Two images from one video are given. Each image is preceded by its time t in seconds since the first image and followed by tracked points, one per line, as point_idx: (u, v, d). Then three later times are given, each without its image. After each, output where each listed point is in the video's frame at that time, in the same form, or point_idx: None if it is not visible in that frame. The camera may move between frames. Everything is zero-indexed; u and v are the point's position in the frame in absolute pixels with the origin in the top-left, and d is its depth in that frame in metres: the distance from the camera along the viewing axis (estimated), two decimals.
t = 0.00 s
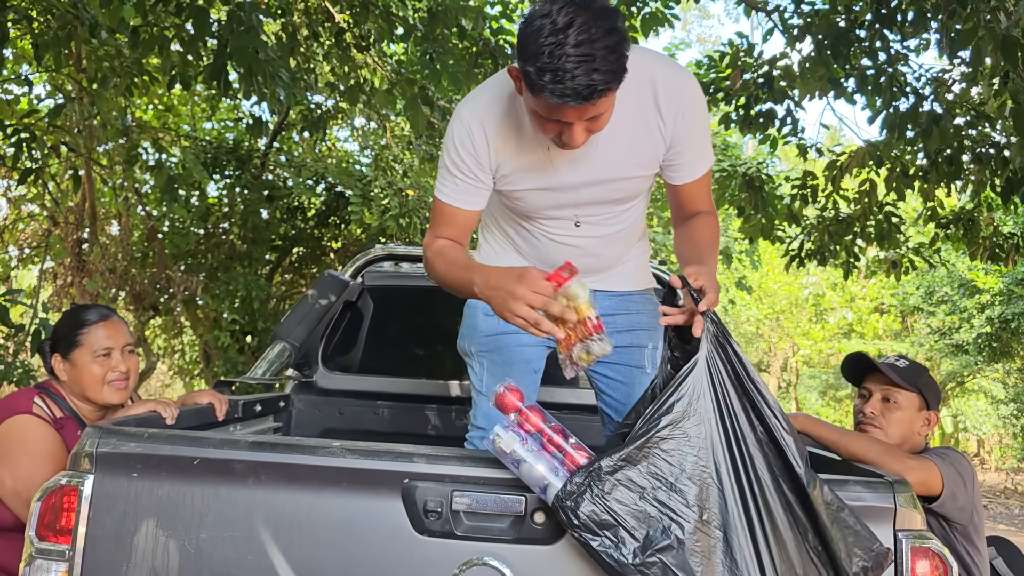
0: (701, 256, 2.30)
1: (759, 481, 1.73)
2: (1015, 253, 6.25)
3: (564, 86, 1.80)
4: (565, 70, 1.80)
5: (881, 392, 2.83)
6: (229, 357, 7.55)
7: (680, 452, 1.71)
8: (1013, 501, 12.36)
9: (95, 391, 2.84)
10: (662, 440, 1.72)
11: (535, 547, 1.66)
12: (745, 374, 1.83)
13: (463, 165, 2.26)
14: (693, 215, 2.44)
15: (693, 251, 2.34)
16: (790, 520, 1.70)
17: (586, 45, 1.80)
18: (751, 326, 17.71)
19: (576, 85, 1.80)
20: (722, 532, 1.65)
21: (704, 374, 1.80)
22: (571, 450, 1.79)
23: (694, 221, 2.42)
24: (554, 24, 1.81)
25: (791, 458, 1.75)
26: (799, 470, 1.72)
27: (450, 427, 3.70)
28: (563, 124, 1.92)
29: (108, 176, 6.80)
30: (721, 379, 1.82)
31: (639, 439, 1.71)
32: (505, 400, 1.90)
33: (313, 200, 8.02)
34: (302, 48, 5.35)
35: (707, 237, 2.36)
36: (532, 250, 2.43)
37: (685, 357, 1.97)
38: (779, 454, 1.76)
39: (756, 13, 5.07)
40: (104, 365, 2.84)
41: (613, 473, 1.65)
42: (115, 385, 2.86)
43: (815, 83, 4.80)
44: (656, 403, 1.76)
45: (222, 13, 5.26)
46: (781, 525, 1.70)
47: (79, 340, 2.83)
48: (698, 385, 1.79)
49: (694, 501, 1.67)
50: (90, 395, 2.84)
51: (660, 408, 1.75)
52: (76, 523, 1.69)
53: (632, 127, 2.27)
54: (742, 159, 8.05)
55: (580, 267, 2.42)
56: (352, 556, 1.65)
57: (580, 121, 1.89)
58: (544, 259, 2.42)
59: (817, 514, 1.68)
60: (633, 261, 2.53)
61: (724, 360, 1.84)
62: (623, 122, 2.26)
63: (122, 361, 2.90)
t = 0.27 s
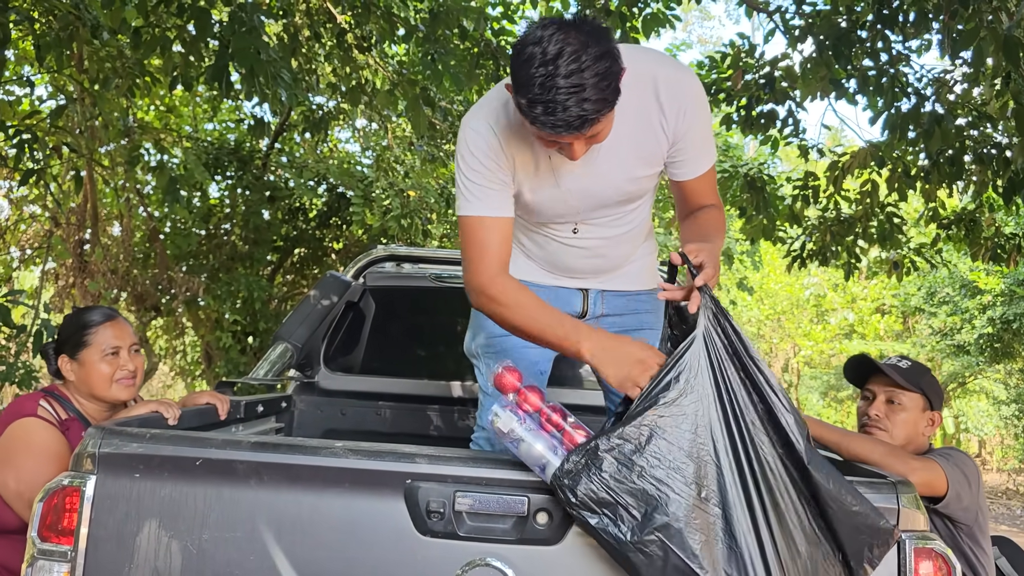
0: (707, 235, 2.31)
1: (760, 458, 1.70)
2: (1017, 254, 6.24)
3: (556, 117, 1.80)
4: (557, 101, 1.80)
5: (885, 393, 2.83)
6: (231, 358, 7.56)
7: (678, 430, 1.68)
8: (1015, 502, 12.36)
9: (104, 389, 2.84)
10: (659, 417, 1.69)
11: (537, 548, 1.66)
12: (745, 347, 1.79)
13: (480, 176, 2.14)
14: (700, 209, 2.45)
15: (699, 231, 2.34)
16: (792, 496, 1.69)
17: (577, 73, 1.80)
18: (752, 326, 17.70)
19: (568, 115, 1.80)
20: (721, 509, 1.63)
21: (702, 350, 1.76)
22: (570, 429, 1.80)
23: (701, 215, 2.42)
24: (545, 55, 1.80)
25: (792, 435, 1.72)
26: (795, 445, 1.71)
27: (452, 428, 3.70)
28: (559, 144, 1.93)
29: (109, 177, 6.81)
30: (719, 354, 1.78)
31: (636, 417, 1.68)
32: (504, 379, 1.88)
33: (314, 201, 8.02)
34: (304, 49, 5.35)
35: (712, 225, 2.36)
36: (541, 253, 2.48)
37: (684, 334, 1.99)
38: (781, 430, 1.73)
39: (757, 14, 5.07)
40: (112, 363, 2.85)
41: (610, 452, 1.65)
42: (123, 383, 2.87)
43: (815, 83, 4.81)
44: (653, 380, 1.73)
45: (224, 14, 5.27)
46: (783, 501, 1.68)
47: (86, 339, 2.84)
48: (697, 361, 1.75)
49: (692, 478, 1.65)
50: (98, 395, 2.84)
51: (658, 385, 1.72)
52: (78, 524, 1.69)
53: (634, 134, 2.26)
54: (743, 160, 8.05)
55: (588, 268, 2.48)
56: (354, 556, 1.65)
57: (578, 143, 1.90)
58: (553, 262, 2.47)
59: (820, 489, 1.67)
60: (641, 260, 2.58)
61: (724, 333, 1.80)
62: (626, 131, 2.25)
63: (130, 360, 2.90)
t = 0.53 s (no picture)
0: (715, 213, 2.35)
1: (757, 423, 1.73)
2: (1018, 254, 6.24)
3: (583, 143, 1.81)
4: (584, 127, 1.80)
5: (894, 396, 2.82)
6: (232, 358, 7.57)
7: (673, 392, 1.74)
8: (1017, 502, 12.37)
9: (115, 384, 2.86)
10: (655, 379, 1.75)
11: (541, 548, 1.66)
12: (744, 312, 1.83)
13: (511, 172, 2.12)
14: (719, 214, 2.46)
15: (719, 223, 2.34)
16: (788, 462, 1.72)
17: (605, 99, 1.80)
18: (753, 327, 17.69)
19: (595, 140, 1.80)
20: (714, 470, 1.66)
21: (700, 315, 1.81)
22: (569, 390, 1.94)
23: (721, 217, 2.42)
24: (574, 80, 1.81)
25: (789, 402, 1.73)
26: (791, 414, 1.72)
27: (453, 429, 3.71)
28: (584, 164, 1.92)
29: (111, 178, 6.82)
30: (717, 320, 1.82)
31: (632, 378, 1.74)
32: (504, 339, 2.02)
33: (316, 201, 8.03)
34: (306, 49, 5.36)
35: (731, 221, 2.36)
36: (560, 256, 2.53)
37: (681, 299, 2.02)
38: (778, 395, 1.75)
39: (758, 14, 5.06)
40: (122, 358, 2.87)
41: (605, 412, 1.70)
42: (134, 377, 2.90)
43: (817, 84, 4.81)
44: (651, 343, 1.79)
45: (226, 14, 5.28)
46: (778, 467, 1.70)
47: (95, 337, 2.85)
48: (694, 325, 1.80)
49: (686, 439, 1.69)
50: (108, 390, 2.86)
51: (655, 348, 1.78)
52: (80, 525, 1.69)
53: (657, 148, 2.27)
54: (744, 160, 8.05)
55: (607, 272, 2.53)
56: (356, 557, 1.65)
57: (604, 163, 1.91)
58: (572, 266, 2.53)
59: (816, 454, 1.70)
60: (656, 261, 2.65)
61: (724, 299, 1.84)
62: (650, 144, 2.25)
63: (140, 357, 2.93)
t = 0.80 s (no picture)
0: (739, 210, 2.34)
1: (765, 407, 1.71)
2: (1019, 254, 6.24)
3: (615, 138, 1.80)
4: (616, 122, 1.80)
5: (903, 397, 2.82)
6: (233, 358, 7.58)
7: (681, 369, 1.73)
8: (1017, 502, 12.39)
9: (127, 384, 2.87)
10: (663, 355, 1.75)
11: (542, 548, 1.66)
12: (760, 300, 1.84)
13: (539, 164, 2.14)
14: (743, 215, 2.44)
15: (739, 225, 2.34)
16: (793, 451, 1.69)
17: (639, 96, 1.80)
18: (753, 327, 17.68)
19: (628, 137, 1.80)
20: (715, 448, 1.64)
21: (714, 296, 1.83)
22: (573, 360, 2.08)
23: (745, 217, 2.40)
24: (608, 76, 1.81)
25: (799, 392, 1.73)
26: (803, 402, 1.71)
27: (454, 429, 3.72)
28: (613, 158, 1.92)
29: (112, 178, 6.82)
30: (731, 305, 1.83)
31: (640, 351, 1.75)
32: (514, 306, 2.16)
33: (316, 202, 8.03)
34: (306, 49, 5.35)
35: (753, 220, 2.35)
36: (578, 253, 2.53)
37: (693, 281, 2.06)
38: (788, 382, 1.75)
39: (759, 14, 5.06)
40: (134, 359, 2.89)
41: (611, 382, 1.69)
42: (145, 377, 2.91)
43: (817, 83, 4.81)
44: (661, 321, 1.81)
45: (226, 14, 5.28)
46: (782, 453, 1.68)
47: (107, 338, 2.85)
48: (709, 308, 1.81)
49: (690, 416, 1.67)
50: (119, 391, 2.86)
51: (664, 326, 1.80)
52: (83, 524, 1.69)
53: (684, 147, 2.27)
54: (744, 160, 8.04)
55: (624, 270, 2.54)
56: (358, 557, 1.65)
57: (633, 162, 1.91)
58: (590, 263, 2.53)
59: (823, 446, 1.69)
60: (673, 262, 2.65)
61: (740, 286, 1.86)
62: (675, 144, 2.25)
63: (150, 359, 2.96)
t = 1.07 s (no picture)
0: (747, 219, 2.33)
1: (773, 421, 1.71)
2: (1017, 253, 6.24)
3: (623, 145, 1.81)
4: (624, 129, 1.81)
5: (901, 395, 2.83)
6: (232, 357, 7.59)
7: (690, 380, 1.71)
8: (1016, 500, 12.40)
9: (133, 386, 2.88)
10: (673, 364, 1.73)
11: (540, 547, 1.66)
12: (772, 310, 1.81)
13: (545, 168, 2.14)
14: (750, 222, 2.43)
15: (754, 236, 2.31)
16: (802, 466, 1.68)
17: (648, 103, 1.80)
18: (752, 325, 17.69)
19: (636, 143, 1.81)
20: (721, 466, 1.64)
21: (724, 307, 1.80)
22: (586, 371, 2.00)
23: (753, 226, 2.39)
24: (618, 83, 1.82)
25: (809, 406, 1.72)
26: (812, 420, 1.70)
27: (452, 427, 3.73)
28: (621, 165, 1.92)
29: (111, 177, 6.82)
30: (742, 317, 1.80)
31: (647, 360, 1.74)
32: (529, 318, 2.15)
33: (315, 201, 8.03)
34: (305, 49, 5.35)
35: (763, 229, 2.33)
36: (582, 255, 2.53)
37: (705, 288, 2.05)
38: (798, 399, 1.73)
39: (757, 13, 5.06)
40: (140, 361, 2.89)
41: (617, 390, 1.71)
42: (151, 380, 2.92)
43: (816, 82, 4.81)
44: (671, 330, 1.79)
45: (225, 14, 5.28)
46: (791, 469, 1.67)
47: (113, 340, 2.85)
48: (718, 318, 1.78)
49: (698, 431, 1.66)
50: (125, 392, 2.87)
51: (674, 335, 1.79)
52: (81, 523, 1.70)
53: (690, 152, 2.27)
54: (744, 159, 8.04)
55: (628, 273, 2.54)
56: (355, 555, 1.66)
57: (639, 168, 1.92)
58: (594, 266, 2.53)
59: (834, 463, 1.67)
60: (677, 265, 2.66)
61: (752, 296, 1.84)
62: (682, 150, 2.25)
63: (157, 361, 2.96)
